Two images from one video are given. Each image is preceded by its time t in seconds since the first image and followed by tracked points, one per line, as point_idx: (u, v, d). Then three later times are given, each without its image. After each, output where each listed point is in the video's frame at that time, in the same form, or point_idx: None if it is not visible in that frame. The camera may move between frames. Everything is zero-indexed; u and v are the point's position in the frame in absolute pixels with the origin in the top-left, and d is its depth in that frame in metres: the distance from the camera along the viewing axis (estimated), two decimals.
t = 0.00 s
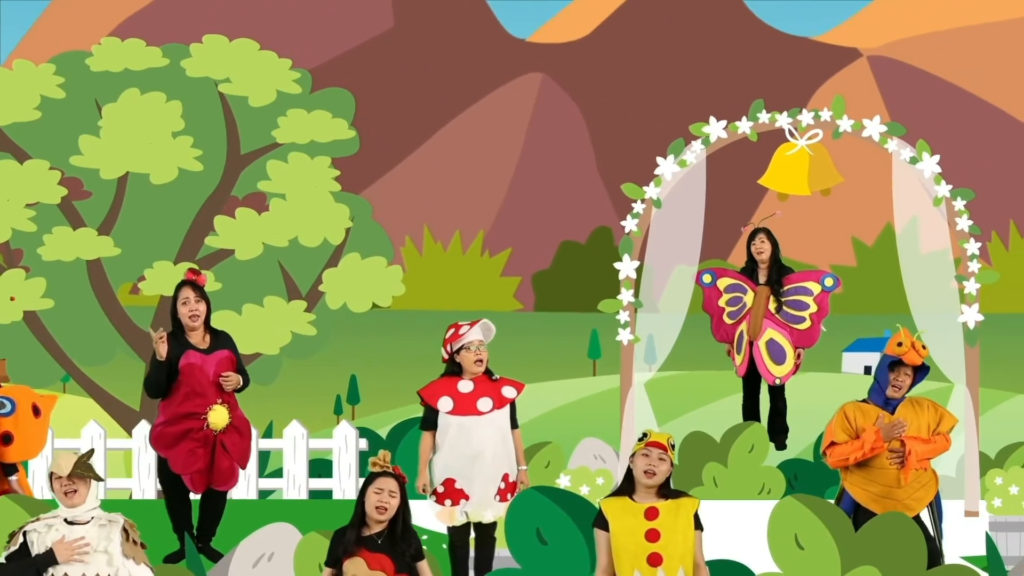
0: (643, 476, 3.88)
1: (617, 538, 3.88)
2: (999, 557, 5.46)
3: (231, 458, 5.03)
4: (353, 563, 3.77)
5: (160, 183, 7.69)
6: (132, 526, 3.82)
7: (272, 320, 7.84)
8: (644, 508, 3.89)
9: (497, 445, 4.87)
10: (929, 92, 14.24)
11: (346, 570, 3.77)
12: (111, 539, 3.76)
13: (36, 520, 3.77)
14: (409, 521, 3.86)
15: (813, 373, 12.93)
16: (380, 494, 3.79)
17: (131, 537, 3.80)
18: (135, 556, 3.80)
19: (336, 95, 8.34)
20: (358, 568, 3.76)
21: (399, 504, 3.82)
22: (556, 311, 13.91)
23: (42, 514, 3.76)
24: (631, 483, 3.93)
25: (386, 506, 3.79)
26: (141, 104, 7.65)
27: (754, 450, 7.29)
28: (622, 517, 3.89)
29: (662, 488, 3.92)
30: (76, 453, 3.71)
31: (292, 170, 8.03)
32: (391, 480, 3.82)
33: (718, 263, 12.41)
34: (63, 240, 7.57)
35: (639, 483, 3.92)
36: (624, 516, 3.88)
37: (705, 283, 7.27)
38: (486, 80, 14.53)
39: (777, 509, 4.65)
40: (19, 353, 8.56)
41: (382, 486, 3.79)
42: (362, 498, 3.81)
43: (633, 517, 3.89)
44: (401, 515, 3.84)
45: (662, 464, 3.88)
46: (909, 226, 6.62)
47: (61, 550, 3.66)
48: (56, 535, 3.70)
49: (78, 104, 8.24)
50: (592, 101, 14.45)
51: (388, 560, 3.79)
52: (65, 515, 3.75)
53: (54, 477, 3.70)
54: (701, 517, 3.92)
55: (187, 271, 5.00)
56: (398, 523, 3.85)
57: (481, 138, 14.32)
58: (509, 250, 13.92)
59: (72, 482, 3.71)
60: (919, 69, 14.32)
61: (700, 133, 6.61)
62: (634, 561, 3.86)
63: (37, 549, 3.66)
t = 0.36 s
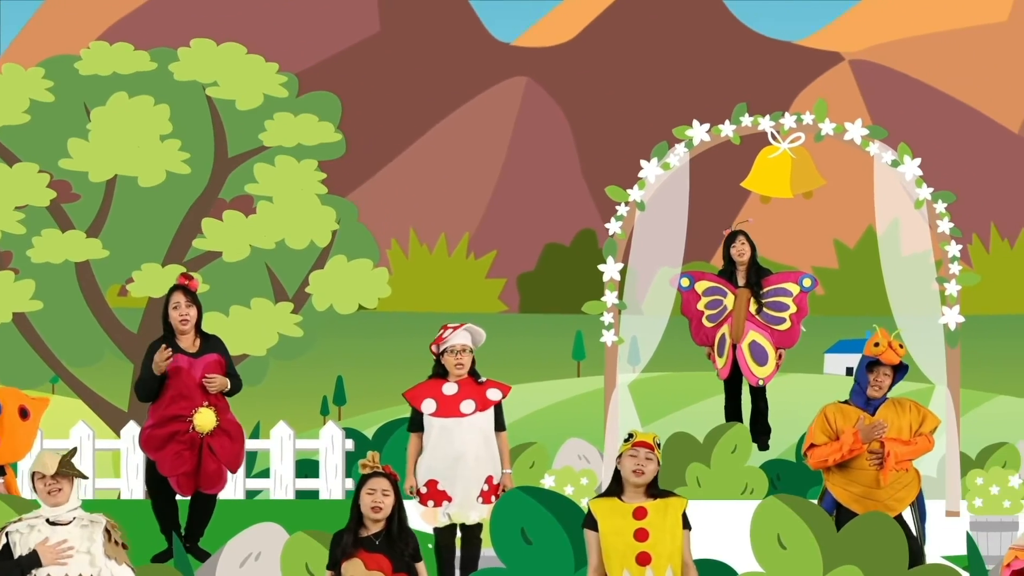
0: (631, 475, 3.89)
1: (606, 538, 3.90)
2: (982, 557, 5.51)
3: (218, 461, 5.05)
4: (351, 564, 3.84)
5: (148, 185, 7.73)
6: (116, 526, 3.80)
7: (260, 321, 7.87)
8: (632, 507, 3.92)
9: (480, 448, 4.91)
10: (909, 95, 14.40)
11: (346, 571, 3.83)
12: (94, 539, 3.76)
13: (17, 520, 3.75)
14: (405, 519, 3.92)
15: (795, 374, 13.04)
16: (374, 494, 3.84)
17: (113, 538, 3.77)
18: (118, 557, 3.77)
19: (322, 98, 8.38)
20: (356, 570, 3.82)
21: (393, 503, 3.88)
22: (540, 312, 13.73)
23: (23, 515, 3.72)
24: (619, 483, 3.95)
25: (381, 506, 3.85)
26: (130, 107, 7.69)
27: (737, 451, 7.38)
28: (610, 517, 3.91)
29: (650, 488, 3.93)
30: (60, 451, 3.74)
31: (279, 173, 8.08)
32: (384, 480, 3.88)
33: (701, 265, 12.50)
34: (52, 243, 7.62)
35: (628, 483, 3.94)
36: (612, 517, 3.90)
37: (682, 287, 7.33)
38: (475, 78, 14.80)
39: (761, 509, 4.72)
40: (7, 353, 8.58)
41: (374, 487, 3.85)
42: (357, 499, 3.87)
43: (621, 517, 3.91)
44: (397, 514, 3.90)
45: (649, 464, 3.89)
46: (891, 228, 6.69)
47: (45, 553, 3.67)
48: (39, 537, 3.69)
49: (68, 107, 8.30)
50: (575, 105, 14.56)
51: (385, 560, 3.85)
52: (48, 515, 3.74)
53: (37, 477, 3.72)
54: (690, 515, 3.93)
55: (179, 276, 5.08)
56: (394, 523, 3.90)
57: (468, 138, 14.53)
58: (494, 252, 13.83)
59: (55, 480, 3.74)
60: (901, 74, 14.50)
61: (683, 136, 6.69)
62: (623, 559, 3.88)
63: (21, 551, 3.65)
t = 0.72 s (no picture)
0: (620, 475, 3.96)
1: (600, 536, 3.96)
2: (961, 555, 5.63)
3: (194, 462, 5.09)
4: (336, 564, 3.88)
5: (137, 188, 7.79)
6: (101, 527, 3.87)
7: (248, 324, 7.93)
8: (627, 507, 3.97)
9: (463, 448, 4.97)
10: (892, 98, 14.39)
11: (330, 571, 3.88)
12: (80, 539, 3.82)
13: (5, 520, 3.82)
14: (391, 521, 3.98)
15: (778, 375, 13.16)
16: (364, 494, 3.91)
17: (99, 538, 3.84)
18: (104, 557, 3.84)
19: (306, 102, 8.45)
20: (341, 570, 3.87)
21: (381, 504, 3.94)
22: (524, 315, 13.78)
23: (11, 514, 3.80)
24: (613, 486, 4.00)
25: (369, 506, 3.91)
26: (117, 111, 7.75)
27: (720, 451, 7.46)
28: (605, 516, 3.97)
29: (643, 485, 4.01)
30: (41, 452, 3.77)
31: (267, 176, 8.13)
32: (373, 480, 3.94)
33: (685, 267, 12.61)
34: (41, 245, 7.70)
35: (621, 484, 4.01)
36: (609, 515, 3.96)
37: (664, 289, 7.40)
38: (458, 85, 14.64)
39: (743, 509, 4.81)
40: None
41: (364, 487, 3.91)
42: (346, 499, 3.93)
43: (615, 516, 3.96)
44: (383, 515, 3.96)
45: (634, 460, 3.96)
46: (871, 231, 6.84)
47: (27, 550, 3.72)
48: (25, 534, 3.76)
49: (57, 111, 8.33)
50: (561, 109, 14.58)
51: (370, 560, 3.91)
52: (35, 514, 3.80)
53: (21, 477, 3.77)
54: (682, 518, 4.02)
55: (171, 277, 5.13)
56: (380, 524, 3.96)
57: (450, 146, 14.45)
58: (479, 255, 13.92)
59: (39, 480, 3.77)
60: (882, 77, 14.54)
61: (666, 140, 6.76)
62: (616, 560, 3.93)
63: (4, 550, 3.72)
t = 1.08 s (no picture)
0: (608, 477, 4.02)
1: (587, 535, 4.02)
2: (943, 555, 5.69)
3: (170, 463, 5.14)
4: (311, 561, 3.95)
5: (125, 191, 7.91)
6: (97, 528, 4.02)
7: (235, 326, 8.00)
8: (615, 508, 4.03)
9: (448, 450, 5.04)
10: (876, 102, 14.35)
11: (305, 568, 3.94)
12: (75, 540, 3.95)
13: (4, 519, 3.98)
14: (369, 519, 4.06)
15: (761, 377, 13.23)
16: (343, 490, 3.98)
17: (95, 538, 3.99)
18: (99, 557, 3.98)
19: (294, 106, 8.51)
20: (316, 567, 3.94)
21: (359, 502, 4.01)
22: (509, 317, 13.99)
23: (9, 514, 3.96)
24: (602, 488, 4.05)
25: (348, 503, 3.98)
26: (105, 115, 7.87)
27: (703, 451, 7.54)
28: (593, 517, 4.03)
29: (633, 485, 4.07)
30: (42, 453, 3.94)
31: (252, 180, 8.17)
32: (352, 478, 4.01)
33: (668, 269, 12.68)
34: (30, 247, 7.78)
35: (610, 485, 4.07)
36: (596, 516, 4.02)
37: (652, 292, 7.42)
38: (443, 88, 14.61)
39: (726, 510, 4.89)
40: None
41: (343, 484, 3.98)
42: (324, 496, 3.99)
43: (603, 517, 4.02)
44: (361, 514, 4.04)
45: (621, 461, 4.03)
46: (853, 234, 6.87)
47: (26, 552, 3.89)
48: (23, 535, 3.91)
49: (45, 114, 8.37)
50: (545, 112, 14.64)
51: (345, 559, 3.98)
52: (32, 514, 3.95)
53: (22, 478, 3.92)
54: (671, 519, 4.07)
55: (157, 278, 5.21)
56: (357, 522, 4.03)
57: (434, 149, 14.48)
58: (464, 257, 14.12)
59: (38, 481, 3.93)
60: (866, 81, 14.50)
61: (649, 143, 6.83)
62: (600, 560, 4.00)
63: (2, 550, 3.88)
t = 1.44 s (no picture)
0: (596, 477, 4.06)
1: (573, 536, 4.07)
2: (923, 555, 5.80)
3: (152, 463, 5.17)
4: (284, 562, 3.98)
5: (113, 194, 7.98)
6: (98, 527, 4.09)
7: (221, 327, 8.06)
8: (602, 508, 4.09)
9: (434, 450, 5.10)
10: (859, 106, 14.42)
11: (278, 567, 3.98)
12: (76, 539, 4.02)
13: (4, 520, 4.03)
14: (344, 524, 4.09)
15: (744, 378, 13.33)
16: (318, 493, 4.01)
17: (96, 537, 4.06)
18: (100, 556, 4.05)
19: (281, 109, 8.56)
20: (289, 568, 3.96)
21: (334, 505, 4.05)
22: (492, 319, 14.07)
23: (10, 514, 4.01)
24: (590, 488, 4.11)
25: (323, 505, 4.02)
26: (94, 118, 7.93)
27: (686, 452, 7.63)
28: (580, 516, 4.08)
29: (620, 487, 4.12)
30: (43, 454, 4.02)
31: (239, 182, 8.22)
32: (328, 481, 4.05)
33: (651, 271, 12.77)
34: (18, 249, 7.85)
35: (598, 485, 4.12)
36: (583, 515, 4.07)
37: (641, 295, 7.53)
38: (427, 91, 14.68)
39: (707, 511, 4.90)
40: None
41: (319, 486, 4.02)
42: (301, 497, 4.03)
43: (591, 516, 4.08)
44: (336, 518, 4.07)
45: (610, 462, 4.07)
46: (834, 235, 6.98)
47: (28, 550, 3.94)
48: (25, 534, 3.97)
49: (34, 118, 8.40)
50: (529, 115, 14.73)
51: (318, 562, 4.00)
52: (34, 514, 4.01)
53: (23, 478, 4.00)
54: (656, 522, 4.13)
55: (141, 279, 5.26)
56: (331, 525, 4.07)
57: (420, 151, 14.63)
58: (449, 259, 14.24)
59: (39, 481, 4.00)
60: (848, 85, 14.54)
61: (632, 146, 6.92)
62: (585, 559, 4.05)
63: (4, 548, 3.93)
